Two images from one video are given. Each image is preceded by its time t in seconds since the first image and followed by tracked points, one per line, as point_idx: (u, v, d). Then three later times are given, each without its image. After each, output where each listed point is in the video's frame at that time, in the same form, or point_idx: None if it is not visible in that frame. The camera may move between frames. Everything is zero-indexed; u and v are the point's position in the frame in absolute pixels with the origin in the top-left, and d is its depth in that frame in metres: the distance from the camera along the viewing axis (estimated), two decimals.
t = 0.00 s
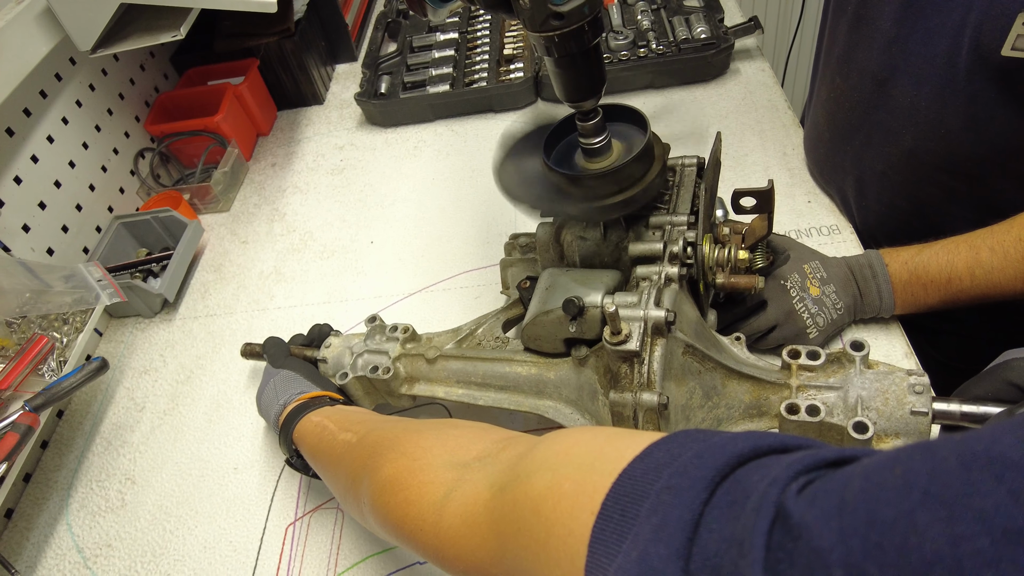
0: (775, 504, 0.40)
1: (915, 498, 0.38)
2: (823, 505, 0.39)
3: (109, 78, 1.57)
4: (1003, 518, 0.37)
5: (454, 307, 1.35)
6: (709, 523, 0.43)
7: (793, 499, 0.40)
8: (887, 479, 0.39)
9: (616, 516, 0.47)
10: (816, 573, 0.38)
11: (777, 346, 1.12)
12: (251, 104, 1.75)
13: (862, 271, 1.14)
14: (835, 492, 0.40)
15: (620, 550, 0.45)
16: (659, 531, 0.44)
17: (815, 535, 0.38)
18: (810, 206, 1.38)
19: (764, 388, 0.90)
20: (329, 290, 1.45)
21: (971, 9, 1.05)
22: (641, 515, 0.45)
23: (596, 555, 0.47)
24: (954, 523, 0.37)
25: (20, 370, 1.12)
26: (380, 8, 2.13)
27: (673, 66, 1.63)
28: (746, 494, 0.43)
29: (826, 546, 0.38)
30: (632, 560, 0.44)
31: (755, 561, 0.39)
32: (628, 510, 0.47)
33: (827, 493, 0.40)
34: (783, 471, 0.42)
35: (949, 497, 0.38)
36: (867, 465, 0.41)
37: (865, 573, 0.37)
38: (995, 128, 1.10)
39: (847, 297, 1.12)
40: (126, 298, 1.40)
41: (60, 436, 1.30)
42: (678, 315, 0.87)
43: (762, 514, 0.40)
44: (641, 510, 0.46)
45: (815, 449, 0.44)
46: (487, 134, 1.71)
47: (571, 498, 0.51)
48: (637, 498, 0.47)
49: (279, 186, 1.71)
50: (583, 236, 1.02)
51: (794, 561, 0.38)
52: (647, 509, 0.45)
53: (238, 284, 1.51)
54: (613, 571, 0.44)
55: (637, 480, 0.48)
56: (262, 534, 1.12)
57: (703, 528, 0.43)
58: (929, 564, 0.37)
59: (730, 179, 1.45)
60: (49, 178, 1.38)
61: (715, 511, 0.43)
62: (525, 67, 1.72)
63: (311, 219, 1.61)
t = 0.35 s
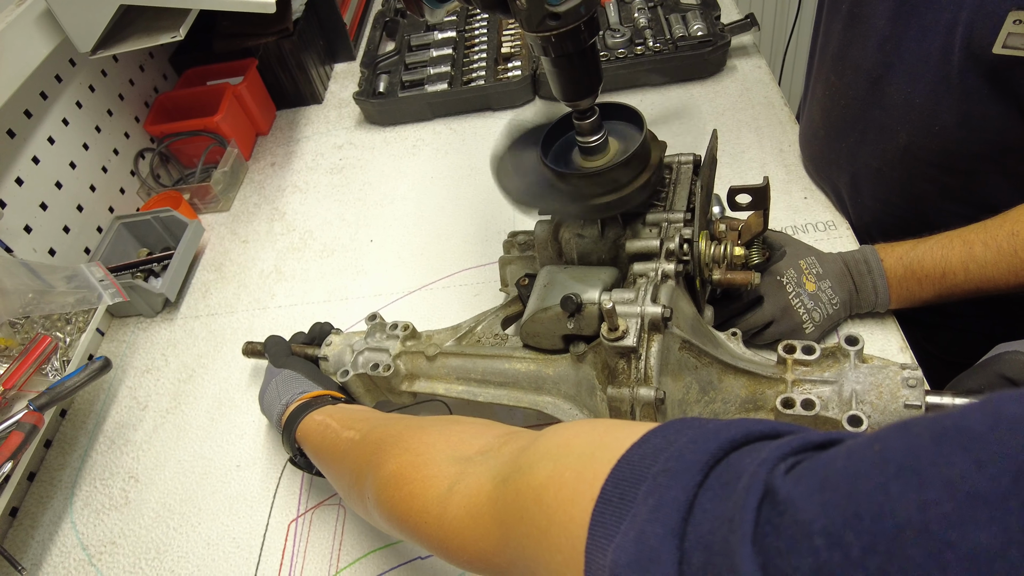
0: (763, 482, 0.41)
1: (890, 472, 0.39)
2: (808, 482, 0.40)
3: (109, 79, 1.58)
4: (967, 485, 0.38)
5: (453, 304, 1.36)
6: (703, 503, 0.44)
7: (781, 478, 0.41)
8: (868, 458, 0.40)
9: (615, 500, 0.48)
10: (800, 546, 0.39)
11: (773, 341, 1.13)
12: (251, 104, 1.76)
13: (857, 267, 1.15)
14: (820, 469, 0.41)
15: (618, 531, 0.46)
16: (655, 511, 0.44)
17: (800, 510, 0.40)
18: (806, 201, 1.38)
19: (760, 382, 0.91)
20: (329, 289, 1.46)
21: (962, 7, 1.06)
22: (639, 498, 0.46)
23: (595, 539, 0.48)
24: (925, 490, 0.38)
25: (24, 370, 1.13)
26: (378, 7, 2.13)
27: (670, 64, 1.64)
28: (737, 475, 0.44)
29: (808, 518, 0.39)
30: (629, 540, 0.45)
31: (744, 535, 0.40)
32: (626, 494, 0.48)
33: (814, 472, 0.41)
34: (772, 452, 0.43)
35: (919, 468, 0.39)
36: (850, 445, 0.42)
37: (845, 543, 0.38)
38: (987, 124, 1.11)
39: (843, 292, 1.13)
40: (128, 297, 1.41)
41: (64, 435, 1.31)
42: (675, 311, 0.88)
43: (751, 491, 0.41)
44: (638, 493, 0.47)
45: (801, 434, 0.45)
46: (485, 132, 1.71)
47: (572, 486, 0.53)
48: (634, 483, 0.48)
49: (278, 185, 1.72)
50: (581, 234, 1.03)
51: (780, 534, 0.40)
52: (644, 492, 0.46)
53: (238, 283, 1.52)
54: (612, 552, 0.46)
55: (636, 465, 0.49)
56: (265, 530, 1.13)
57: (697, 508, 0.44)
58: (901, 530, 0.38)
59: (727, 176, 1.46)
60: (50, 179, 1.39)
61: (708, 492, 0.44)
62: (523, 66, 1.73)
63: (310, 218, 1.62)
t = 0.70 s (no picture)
0: (748, 491, 0.42)
1: (871, 485, 0.40)
2: (792, 492, 0.41)
3: (107, 80, 1.58)
4: (950, 504, 0.38)
5: (451, 303, 1.37)
6: (688, 510, 0.45)
7: (766, 487, 0.42)
8: (851, 467, 0.41)
9: (602, 502, 0.49)
10: (783, 557, 0.40)
11: (768, 338, 1.14)
12: (248, 104, 1.76)
13: (852, 264, 1.15)
14: (804, 479, 0.42)
15: (605, 535, 0.47)
16: (642, 516, 0.45)
17: (783, 519, 0.40)
18: (802, 199, 1.39)
19: (754, 379, 0.91)
20: (327, 288, 1.47)
21: (955, 6, 1.07)
22: (625, 502, 0.47)
23: (583, 541, 0.49)
24: (907, 506, 0.38)
25: (24, 371, 1.14)
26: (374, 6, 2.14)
27: (666, 62, 1.65)
28: (722, 482, 0.44)
29: (790, 529, 0.40)
30: (615, 545, 0.46)
31: (726, 543, 0.40)
32: (614, 497, 0.48)
33: (798, 481, 0.42)
34: (757, 461, 0.44)
35: (902, 483, 0.39)
36: (834, 455, 0.43)
37: (826, 555, 0.39)
38: (980, 122, 1.12)
39: (837, 288, 1.14)
40: (127, 298, 1.42)
41: (64, 435, 1.32)
42: (669, 309, 0.88)
43: (736, 500, 0.42)
44: (625, 497, 0.48)
45: (789, 441, 0.47)
46: (482, 131, 1.72)
47: (560, 489, 0.53)
48: (622, 486, 0.49)
49: (276, 185, 1.72)
50: (577, 233, 1.04)
51: (763, 543, 0.41)
52: (631, 496, 0.47)
53: (237, 283, 1.53)
54: (599, 555, 0.47)
55: (623, 469, 0.50)
56: (265, 528, 1.14)
57: (682, 515, 0.45)
58: (881, 543, 0.38)
59: (723, 173, 1.47)
60: (48, 181, 1.40)
61: (695, 497, 0.45)
62: (519, 65, 1.74)
63: (308, 218, 1.63)
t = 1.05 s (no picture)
0: (754, 480, 0.43)
1: (876, 473, 0.41)
2: (797, 481, 0.42)
3: (107, 82, 1.59)
4: (953, 489, 0.39)
5: (451, 304, 1.37)
6: (694, 500, 0.46)
7: (771, 476, 0.43)
8: (855, 457, 0.42)
9: (608, 496, 0.50)
10: (788, 542, 0.41)
11: (766, 337, 1.15)
12: (248, 106, 1.77)
13: (849, 262, 1.16)
14: (808, 468, 0.43)
15: (611, 526, 0.48)
16: (648, 507, 0.46)
17: (789, 507, 0.41)
18: (799, 198, 1.40)
19: (753, 377, 0.92)
20: (328, 289, 1.47)
21: (952, 8, 1.08)
22: (632, 494, 0.48)
23: (589, 533, 0.49)
24: (911, 492, 0.40)
25: (28, 374, 1.14)
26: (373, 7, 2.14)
27: (664, 62, 1.65)
28: (729, 473, 0.46)
29: (797, 516, 0.41)
30: (622, 535, 0.46)
31: (733, 530, 0.41)
32: (620, 490, 0.49)
33: (803, 471, 0.43)
34: (763, 451, 0.45)
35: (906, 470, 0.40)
36: (838, 445, 0.43)
37: (831, 540, 0.40)
38: (976, 122, 1.13)
39: (835, 287, 1.15)
40: (129, 300, 1.42)
41: (68, 437, 1.33)
42: (668, 309, 0.89)
43: (742, 489, 0.43)
44: (631, 489, 0.49)
45: (792, 433, 0.47)
46: (481, 132, 1.73)
47: (566, 483, 0.54)
48: (628, 479, 0.50)
49: (276, 186, 1.73)
50: (576, 233, 1.05)
51: (769, 530, 0.41)
52: (637, 488, 0.48)
53: (238, 284, 1.54)
54: (605, 546, 0.47)
55: (630, 463, 0.51)
56: (268, 528, 1.15)
57: (689, 505, 0.46)
58: (885, 528, 0.39)
59: (721, 173, 1.48)
60: (49, 183, 1.40)
61: (701, 489, 0.46)
62: (518, 65, 1.74)
63: (308, 219, 1.64)
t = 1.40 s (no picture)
0: (753, 490, 0.44)
1: (871, 483, 0.41)
2: (794, 491, 0.43)
3: (105, 85, 1.59)
4: (945, 503, 0.39)
5: (449, 305, 1.38)
6: (695, 509, 0.46)
7: (770, 486, 0.44)
8: (850, 467, 0.42)
9: (610, 504, 0.50)
10: (786, 553, 0.41)
11: (763, 336, 1.16)
12: (246, 108, 1.78)
13: (845, 262, 1.17)
14: (805, 480, 0.43)
15: (613, 535, 0.48)
16: (649, 516, 0.47)
17: (787, 518, 0.42)
18: (796, 197, 1.40)
19: (749, 377, 0.93)
20: (327, 290, 1.48)
21: (941, 6, 1.09)
22: (633, 503, 0.49)
23: (591, 541, 0.50)
24: (906, 506, 0.40)
25: (28, 376, 1.15)
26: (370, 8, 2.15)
27: (661, 62, 1.66)
28: (727, 481, 0.46)
29: (795, 528, 0.42)
30: (624, 545, 0.47)
31: (733, 541, 0.42)
32: (621, 499, 0.50)
33: (800, 481, 0.43)
34: (761, 460, 0.46)
35: (900, 482, 0.41)
36: (834, 455, 0.44)
37: (830, 553, 0.41)
38: (967, 119, 1.14)
39: (831, 286, 1.16)
40: (128, 302, 1.43)
41: (67, 439, 1.34)
42: (665, 309, 0.90)
43: (741, 499, 0.44)
44: (632, 498, 0.49)
45: (790, 442, 0.48)
46: (479, 132, 1.73)
47: (568, 489, 0.55)
48: (629, 488, 0.50)
49: (275, 188, 1.73)
50: (574, 234, 1.05)
51: (768, 541, 0.42)
52: (638, 497, 0.49)
53: (237, 285, 1.54)
54: (607, 555, 0.48)
55: (631, 470, 0.51)
56: (268, 529, 1.15)
57: (689, 513, 0.46)
58: (883, 540, 0.40)
59: (718, 173, 1.48)
60: (48, 186, 1.40)
61: (701, 497, 0.46)
62: (515, 66, 1.75)
63: (307, 220, 1.64)
